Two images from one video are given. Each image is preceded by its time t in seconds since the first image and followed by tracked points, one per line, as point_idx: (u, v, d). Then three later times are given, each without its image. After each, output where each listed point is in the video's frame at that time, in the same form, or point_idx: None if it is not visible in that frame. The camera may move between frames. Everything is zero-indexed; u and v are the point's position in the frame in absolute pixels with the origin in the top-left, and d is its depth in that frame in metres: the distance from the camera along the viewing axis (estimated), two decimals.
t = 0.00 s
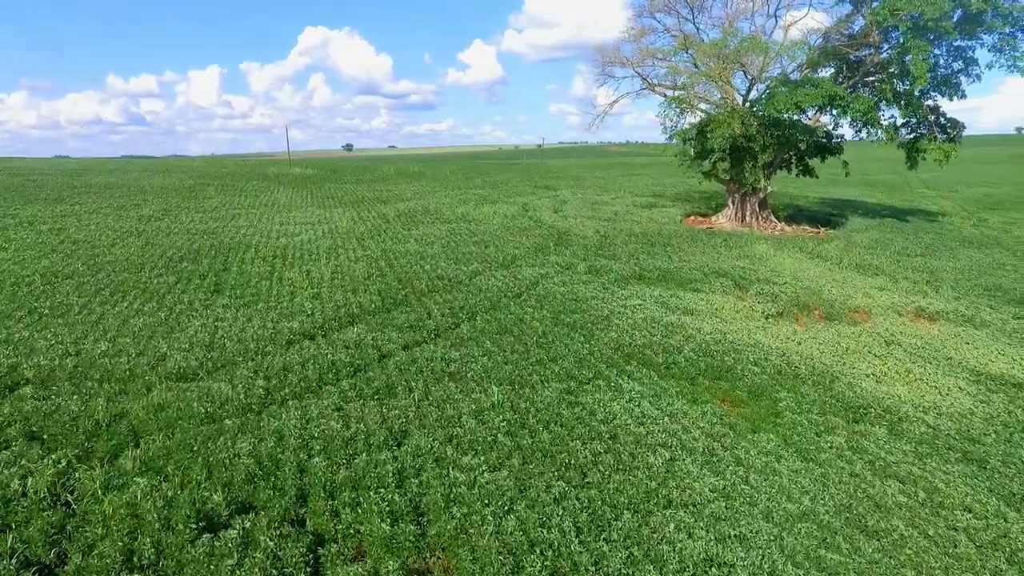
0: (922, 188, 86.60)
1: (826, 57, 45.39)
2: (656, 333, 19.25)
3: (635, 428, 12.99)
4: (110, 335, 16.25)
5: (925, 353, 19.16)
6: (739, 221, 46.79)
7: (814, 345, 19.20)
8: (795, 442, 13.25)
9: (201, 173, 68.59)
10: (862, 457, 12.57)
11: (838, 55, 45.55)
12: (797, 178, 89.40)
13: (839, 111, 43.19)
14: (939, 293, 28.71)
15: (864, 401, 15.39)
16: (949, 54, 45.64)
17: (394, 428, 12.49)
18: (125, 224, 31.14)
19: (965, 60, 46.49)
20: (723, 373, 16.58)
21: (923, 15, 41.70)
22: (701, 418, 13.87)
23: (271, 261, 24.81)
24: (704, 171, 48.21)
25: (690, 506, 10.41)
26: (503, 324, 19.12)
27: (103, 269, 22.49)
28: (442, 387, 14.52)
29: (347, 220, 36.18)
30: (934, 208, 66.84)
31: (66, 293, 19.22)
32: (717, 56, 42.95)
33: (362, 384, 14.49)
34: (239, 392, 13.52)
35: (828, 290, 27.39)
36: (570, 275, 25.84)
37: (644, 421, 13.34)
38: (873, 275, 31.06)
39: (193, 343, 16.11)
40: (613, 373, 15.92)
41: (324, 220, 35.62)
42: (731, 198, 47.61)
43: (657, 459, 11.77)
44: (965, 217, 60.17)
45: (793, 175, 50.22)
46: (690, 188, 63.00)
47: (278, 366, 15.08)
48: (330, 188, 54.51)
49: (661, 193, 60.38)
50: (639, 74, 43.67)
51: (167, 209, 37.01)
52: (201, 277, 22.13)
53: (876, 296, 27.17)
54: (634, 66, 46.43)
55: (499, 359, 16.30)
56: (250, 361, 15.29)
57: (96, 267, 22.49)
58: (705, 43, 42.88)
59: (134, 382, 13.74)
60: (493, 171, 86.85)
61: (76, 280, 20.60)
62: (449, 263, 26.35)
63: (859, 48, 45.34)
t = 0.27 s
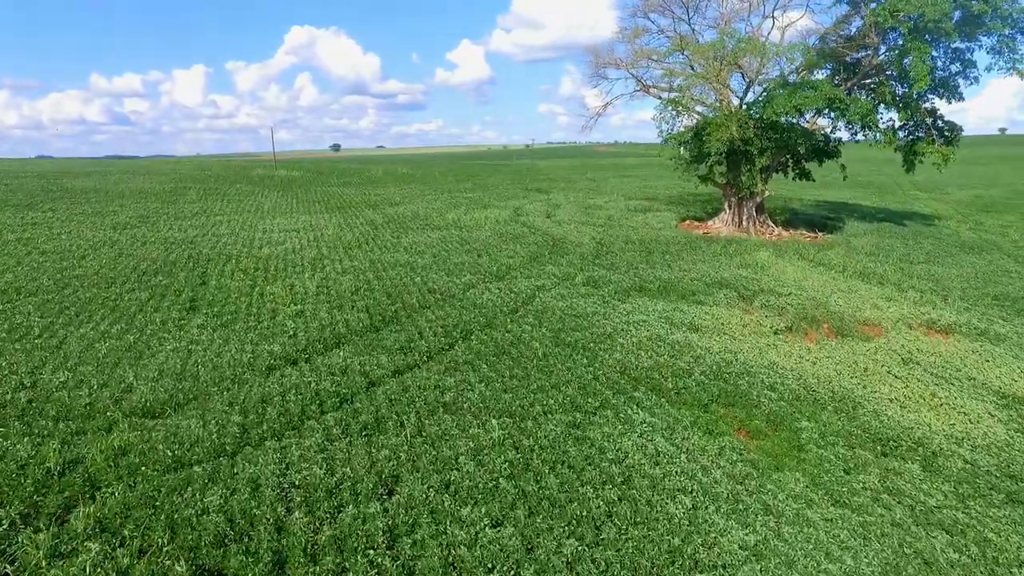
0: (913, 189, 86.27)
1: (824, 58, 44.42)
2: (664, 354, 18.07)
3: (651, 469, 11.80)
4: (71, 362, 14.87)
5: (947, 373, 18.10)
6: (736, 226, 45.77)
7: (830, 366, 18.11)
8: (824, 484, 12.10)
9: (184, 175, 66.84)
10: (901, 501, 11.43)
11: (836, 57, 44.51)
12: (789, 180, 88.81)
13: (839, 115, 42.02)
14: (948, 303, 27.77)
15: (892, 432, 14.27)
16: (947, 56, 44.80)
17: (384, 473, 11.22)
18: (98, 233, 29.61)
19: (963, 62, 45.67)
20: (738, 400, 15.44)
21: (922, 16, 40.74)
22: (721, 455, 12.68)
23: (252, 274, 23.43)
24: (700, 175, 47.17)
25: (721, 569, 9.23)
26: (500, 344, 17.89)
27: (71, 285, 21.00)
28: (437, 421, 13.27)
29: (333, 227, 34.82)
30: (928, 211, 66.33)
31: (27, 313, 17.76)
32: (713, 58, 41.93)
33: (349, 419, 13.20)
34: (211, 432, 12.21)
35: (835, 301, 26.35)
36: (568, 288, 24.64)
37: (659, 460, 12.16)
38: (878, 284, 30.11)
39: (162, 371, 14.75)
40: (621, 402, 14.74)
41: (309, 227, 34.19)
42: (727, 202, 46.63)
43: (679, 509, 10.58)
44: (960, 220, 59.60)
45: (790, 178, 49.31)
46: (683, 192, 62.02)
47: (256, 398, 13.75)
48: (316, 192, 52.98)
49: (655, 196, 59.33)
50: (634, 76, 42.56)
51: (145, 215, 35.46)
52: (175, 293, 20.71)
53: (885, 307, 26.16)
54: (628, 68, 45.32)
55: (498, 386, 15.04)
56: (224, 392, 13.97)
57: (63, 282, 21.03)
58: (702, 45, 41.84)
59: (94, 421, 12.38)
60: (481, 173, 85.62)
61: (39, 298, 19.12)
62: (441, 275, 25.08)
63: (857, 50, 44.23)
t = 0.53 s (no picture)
0: (916, 191, 85.31)
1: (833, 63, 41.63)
2: (681, 380, 16.86)
3: (681, 523, 10.58)
4: (38, 395, 13.59)
5: (984, 399, 16.95)
6: (742, 232, 44.47)
7: (859, 392, 16.93)
8: (871, 538, 10.89)
9: (176, 178, 65.41)
10: (960, 561, 10.24)
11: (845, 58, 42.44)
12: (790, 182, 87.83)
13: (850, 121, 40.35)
14: (970, 316, 26.63)
15: (937, 472, 13.08)
16: (958, 58, 43.61)
17: (382, 531, 9.97)
18: (81, 242, 28.33)
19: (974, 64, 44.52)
20: (766, 434, 14.25)
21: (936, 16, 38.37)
22: (754, 504, 11.46)
23: (241, 289, 22.17)
24: (706, 179, 45.91)
25: None
26: (506, 370, 16.67)
27: (46, 302, 19.68)
28: (440, 464, 12.03)
29: (327, 235, 33.56)
30: (933, 215, 65.32)
31: None
32: (720, 60, 40.71)
33: (342, 462, 11.93)
34: (188, 481, 10.92)
35: (854, 315, 25.19)
36: (575, 303, 23.41)
37: (687, 511, 10.96)
38: (895, 296, 29.00)
39: (138, 405, 13.48)
40: (640, 439, 13.52)
41: (303, 236, 32.91)
42: (733, 207, 45.45)
43: None
44: (968, 224, 58.58)
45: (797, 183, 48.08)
46: (686, 196, 60.82)
47: (240, 437, 12.46)
48: (311, 197, 51.65)
49: (657, 200, 58.06)
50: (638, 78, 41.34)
51: (132, 223, 34.17)
52: (157, 312, 19.39)
53: (905, 321, 25.01)
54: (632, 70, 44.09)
55: (505, 421, 13.78)
56: (205, 430, 12.70)
57: (38, 300, 19.75)
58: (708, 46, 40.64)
59: (58, 468, 11.11)
60: (478, 174, 84.50)
61: (10, 318, 17.82)
62: (440, 289, 23.85)
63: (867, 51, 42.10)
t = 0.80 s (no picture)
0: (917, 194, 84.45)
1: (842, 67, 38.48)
2: (700, 411, 15.62)
3: None
4: None
5: None
6: (747, 238, 43.31)
7: (891, 424, 15.73)
8: None
9: (165, 182, 63.84)
10: None
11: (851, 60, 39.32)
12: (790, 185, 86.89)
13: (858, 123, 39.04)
14: (992, 332, 25.49)
15: (988, 524, 11.90)
16: (967, 61, 42.61)
17: None
18: (60, 254, 26.98)
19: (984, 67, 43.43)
20: (797, 478, 13.05)
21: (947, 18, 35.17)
22: (795, 567, 10.25)
23: (228, 307, 20.86)
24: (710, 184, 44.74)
25: None
26: (511, 401, 15.40)
27: (16, 324, 18.32)
28: (442, 521, 10.75)
29: (320, 244, 32.25)
30: (937, 219, 64.35)
31: None
32: (725, 62, 39.50)
33: (332, 520, 10.65)
34: (157, 547, 9.64)
35: (873, 332, 23.99)
36: (581, 321, 22.16)
37: None
38: (912, 310, 27.87)
39: (106, 448, 12.17)
40: (662, 486, 12.29)
41: (295, 245, 31.59)
42: (737, 213, 44.27)
43: None
44: (973, 229, 57.60)
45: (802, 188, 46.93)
46: (687, 200, 59.68)
47: (219, 489, 11.16)
48: (304, 202, 50.23)
49: (658, 205, 56.93)
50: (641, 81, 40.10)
51: (116, 231, 32.81)
52: (135, 334, 18.03)
53: (927, 338, 23.84)
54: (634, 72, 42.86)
55: (513, 465, 12.51)
56: (180, 480, 11.41)
57: (9, 321, 18.42)
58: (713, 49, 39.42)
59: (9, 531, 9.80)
60: (475, 177, 83.33)
61: None
62: (438, 305, 22.56)
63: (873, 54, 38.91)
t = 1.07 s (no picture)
0: (906, 196, 84.13)
1: (840, 70, 36.58)
2: (716, 448, 14.41)
3: None
4: None
5: None
6: (742, 246, 42.31)
7: (919, 460, 14.61)
8: None
9: (143, 186, 61.83)
10: None
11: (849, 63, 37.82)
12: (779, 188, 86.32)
13: (856, 128, 38.05)
14: (1004, 347, 24.55)
15: None
16: (965, 64, 41.71)
17: None
18: (24, 269, 25.32)
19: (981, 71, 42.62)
20: (828, 528, 11.88)
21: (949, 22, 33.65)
22: None
23: (202, 330, 19.38)
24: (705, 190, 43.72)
25: None
26: (511, 439, 14.11)
27: None
28: None
29: (303, 255, 30.75)
30: (929, 223, 63.84)
31: None
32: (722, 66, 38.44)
33: None
34: None
35: (884, 349, 22.94)
36: (581, 341, 20.92)
37: None
38: (919, 323, 26.90)
39: (56, 508, 10.75)
40: (683, 542, 11.08)
41: (276, 257, 30.06)
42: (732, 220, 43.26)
43: None
44: (966, 234, 57.08)
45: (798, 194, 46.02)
46: (679, 204, 58.69)
47: (184, 559, 9.81)
48: (286, 207, 48.61)
49: (651, 210, 55.88)
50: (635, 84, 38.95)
51: (87, 242, 31.10)
52: (99, 364, 16.53)
53: (939, 355, 22.84)
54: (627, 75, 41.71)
55: (516, 521, 11.23)
56: (139, 547, 10.04)
57: None
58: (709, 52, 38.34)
59: None
60: (461, 179, 81.99)
61: None
62: (428, 325, 21.18)
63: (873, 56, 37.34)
